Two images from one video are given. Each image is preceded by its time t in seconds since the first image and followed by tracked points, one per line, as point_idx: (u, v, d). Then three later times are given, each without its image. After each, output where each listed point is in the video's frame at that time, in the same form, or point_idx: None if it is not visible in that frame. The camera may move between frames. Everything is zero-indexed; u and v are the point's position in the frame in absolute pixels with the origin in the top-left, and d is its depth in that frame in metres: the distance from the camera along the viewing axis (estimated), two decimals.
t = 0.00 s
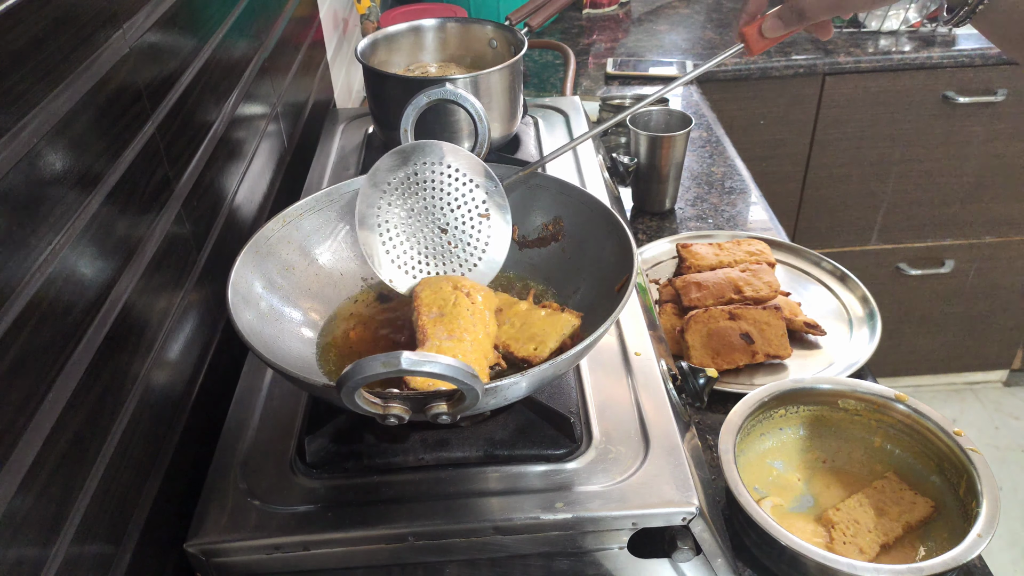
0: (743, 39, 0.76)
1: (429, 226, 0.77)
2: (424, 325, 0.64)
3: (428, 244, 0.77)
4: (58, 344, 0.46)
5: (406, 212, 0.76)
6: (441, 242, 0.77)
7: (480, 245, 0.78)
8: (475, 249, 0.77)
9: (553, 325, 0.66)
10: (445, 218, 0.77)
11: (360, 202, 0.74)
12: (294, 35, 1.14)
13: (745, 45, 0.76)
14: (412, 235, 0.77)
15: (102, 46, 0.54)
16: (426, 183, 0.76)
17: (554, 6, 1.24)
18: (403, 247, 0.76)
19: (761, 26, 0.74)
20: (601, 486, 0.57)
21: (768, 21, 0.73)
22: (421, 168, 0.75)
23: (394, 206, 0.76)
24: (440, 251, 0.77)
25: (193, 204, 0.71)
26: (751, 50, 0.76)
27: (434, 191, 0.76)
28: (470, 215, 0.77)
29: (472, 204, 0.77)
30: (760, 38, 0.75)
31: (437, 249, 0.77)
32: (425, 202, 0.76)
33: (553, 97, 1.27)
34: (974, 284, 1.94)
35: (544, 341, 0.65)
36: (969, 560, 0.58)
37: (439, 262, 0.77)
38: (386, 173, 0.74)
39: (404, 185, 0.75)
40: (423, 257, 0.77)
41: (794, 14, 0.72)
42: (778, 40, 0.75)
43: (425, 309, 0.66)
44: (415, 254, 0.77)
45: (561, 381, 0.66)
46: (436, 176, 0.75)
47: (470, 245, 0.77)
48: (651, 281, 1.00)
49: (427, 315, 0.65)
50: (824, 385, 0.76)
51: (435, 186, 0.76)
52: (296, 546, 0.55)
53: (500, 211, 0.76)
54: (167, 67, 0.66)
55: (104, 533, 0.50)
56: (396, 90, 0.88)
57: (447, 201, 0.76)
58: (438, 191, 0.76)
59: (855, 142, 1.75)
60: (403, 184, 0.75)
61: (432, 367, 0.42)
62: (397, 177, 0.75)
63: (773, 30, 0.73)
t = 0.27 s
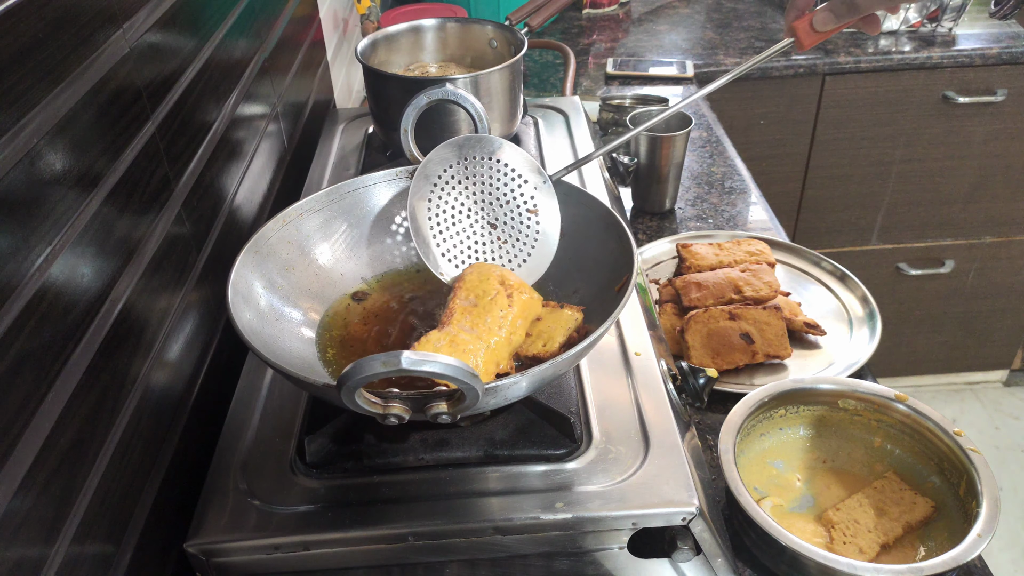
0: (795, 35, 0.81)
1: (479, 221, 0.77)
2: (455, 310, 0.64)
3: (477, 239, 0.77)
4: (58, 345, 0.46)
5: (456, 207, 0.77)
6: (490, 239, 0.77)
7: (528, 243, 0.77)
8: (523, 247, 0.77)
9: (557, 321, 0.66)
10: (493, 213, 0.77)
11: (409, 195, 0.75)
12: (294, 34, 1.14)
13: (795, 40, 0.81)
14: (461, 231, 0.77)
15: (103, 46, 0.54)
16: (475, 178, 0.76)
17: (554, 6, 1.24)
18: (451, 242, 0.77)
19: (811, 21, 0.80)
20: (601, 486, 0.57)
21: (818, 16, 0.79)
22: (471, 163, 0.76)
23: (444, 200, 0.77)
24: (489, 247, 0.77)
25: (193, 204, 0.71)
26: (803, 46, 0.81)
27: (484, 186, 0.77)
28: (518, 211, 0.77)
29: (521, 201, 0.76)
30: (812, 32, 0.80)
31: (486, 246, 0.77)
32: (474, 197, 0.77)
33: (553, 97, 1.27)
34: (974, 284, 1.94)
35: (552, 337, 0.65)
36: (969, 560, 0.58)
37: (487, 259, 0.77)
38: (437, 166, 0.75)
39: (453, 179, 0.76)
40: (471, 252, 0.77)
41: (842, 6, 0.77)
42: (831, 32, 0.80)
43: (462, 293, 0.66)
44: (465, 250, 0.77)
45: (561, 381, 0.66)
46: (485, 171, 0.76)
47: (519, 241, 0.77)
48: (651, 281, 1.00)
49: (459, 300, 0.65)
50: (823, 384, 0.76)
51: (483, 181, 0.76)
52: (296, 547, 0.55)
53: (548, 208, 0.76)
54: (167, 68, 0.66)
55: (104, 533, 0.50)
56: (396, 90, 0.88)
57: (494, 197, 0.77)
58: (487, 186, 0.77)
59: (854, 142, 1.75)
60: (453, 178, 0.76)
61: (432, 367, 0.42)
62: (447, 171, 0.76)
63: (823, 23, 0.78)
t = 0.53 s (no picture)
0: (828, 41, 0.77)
1: (503, 240, 0.75)
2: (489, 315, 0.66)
3: (502, 259, 0.74)
4: (58, 344, 0.46)
5: (482, 224, 0.74)
6: (516, 258, 0.74)
7: (557, 264, 0.74)
8: (552, 269, 0.74)
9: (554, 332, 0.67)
10: (519, 232, 0.75)
11: (439, 204, 0.71)
12: (294, 34, 1.14)
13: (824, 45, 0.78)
14: (485, 249, 0.74)
15: (103, 46, 0.54)
16: (502, 194, 0.75)
17: (554, 6, 1.24)
18: (477, 260, 0.73)
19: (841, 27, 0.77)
20: (601, 486, 0.57)
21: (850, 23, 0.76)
22: (497, 177, 0.75)
23: (469, 216, 0.74)
24: (516, 267, 0.74)
25: (193, 205, 0.71)
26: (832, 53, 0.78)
27: (510, 201, 0.75)
28: (544, 229, 0.75)
29: (548, 219, 0.75)
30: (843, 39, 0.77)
31: (512, 265, 0.74)
32: (499, 214, 0.75)
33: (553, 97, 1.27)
34: (974, 284, 1.94)
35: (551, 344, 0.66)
36: (969, 560, 0.58)
37: (512, 280, 0.73)
38: (464, 180, 0.73)
39: (479, 193, 0.74)
40: (497, 273, 0.73)
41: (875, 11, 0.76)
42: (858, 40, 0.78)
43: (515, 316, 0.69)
44: (490, 270, 0.73)
45: (561, 381, 0.66)
46: (511, 186, 0.75)
47: (546, 262, 0.74)
48: (651, 281, 1.00)
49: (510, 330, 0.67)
50: (823, 384, 0.76)
51: (509, 196, 0.75)
52: (296, 547, 0.55)
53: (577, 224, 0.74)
54: (167, 68, 0.66)
55: (104, 533, 0.50)
56: (396, 90, 0.88)
57: (521, 213, 0.75)
58: (512, 202, 0.75)
59: (854, 142, 1.75)
60: (479, 193, 0.74)
61: (433, 365, 0.42)
62: (473, 185, 0.74)
63: (855, 30, 0.76)
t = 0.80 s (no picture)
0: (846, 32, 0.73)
1: (508, 242, 0.70)
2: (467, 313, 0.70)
3: (507, 263, 0.69)
4: (58, 344, 0.46)
5: (487, 226, 0.69)
6: (521, 260, 0.70)
7: (561, 266, 0.70)
8: (558, 270, 0.70)
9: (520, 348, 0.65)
10: (522, 231, 0.70)
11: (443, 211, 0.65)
12: (294, 35, 1.14)
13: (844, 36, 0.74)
14: (490, 253, 0.69)
15: (103, 46, 0.54)
16: (507, 194, 0.70)
17: (554, 6, 1.24)
18: (484, 266, 0.68)
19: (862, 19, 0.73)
20: (601, 486, 0.57)
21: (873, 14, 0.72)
22: (500, 175, 0.70)
23: (473, 219, 0.68)
24: (522, 270, 0.70)
25: (193, 205, 0.71)
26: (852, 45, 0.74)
27: (515, 201, 0.70)
28: (548, 228, 0.71)
29: (552, 218, 0.71)
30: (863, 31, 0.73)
31: (518, 268, 0.69)
32: (504, 215, 0.70)
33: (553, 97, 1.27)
34: (974, 284, 1.94)
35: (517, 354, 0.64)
36: (969, 560, 0.58)
37: (520, 285, 0.69)
38: (468, 180, 0.68)
39: (484, 194, 0.69)
40: (502, 278, 0.68)
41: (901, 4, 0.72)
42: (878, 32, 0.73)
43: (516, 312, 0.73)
44: (496, 275, 0.68)
45: (561, 381, 0.66)
46: (515, 185, 0.70)
47: (552, 264, 0.70)
48: (651, 281, 1.00)
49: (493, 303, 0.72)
50: (823, 385, 0.76)
51: (514, 195, 0.70)
52: (296, 546, 0.55)
53: (581, 221, 0.72)
54: (167, 68, 0.66)
55: (104, 533, 0.50)
56: (396, 90, 0.88)
57: (526, 214, 0.71)
58: (517, 202, 0.70)
59: (854, 142, 1.75)
60: (483, 193, 0.69)
61: (433, 365, 0.42)
62: (476, 185, 0.68)
63: (878, 23, 0.72)
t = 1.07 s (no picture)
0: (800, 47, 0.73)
1: (464, 258, 0.65)
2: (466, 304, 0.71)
3: (460, 283, 0.64)
4: (58, 344, 0.46)
5: (438, 243, 0.65)
6: (477, 280, 0.65)
7: (518, 283, 0.66)
8: (510, 285, 0.65)
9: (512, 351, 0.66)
10: (479, 250, 0.65)
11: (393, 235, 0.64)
12: (294, 35, 1.14)
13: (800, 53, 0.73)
14: (441, 274, 0.64)
15: (103, 47, 0.54)
16: (460, 214, 0.66)
17: (554, 6, 1.24)
18: (432, 286, 0.63)
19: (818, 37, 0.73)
20: (601, 486, 0.57)
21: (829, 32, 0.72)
22: (452, 194, 0.66)
23: (422, 237, 0.64)
24: (477, 287, 0.64)
25: (193, 205, 0.71)
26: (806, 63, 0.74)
27: (468, 220, 0.66)
28: (506, 244, 0.66)
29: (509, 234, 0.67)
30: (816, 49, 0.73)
31: (470, 286, 0.64)
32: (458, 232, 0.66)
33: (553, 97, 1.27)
34: (974, 284, 1.94)
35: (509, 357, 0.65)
36: (969, 560, 0.58)
37: (472, 302, 0.64)
38: (416, 202, 0.65)
39: (433, 216, 0.65)
40: (454, 295, 0.63)
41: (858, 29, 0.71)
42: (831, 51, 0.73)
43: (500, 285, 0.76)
44: (448, 294, 0.63)
45: (561, 381, 0.66)
46: (468, 203, 0.66)
47: (505, 281, 0.65)
48: (651, 281, 1.00)
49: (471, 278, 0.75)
50: (823, 385, 0.76)
51: (470, 213, 0.66)
52: (296, 547, 0.55)
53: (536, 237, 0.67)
54: (167, 68, 0.66)
55: (104, 533, 0.50)
56: (396, 90, 0.88)
57: (482, 232, 0.66)
58: (472, 221, 0.66)
59: (854, 142, 1.75)
60: (432, 212, 0.65)
61: (432, 366, 0.42)
62: (426, 204, 0.65)
63: (833, 42, 0.72)
